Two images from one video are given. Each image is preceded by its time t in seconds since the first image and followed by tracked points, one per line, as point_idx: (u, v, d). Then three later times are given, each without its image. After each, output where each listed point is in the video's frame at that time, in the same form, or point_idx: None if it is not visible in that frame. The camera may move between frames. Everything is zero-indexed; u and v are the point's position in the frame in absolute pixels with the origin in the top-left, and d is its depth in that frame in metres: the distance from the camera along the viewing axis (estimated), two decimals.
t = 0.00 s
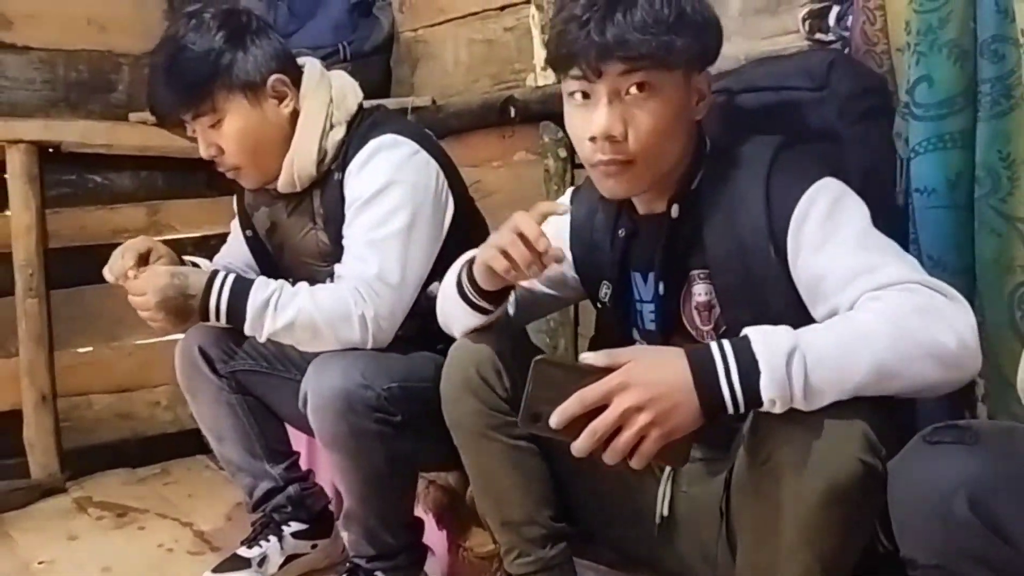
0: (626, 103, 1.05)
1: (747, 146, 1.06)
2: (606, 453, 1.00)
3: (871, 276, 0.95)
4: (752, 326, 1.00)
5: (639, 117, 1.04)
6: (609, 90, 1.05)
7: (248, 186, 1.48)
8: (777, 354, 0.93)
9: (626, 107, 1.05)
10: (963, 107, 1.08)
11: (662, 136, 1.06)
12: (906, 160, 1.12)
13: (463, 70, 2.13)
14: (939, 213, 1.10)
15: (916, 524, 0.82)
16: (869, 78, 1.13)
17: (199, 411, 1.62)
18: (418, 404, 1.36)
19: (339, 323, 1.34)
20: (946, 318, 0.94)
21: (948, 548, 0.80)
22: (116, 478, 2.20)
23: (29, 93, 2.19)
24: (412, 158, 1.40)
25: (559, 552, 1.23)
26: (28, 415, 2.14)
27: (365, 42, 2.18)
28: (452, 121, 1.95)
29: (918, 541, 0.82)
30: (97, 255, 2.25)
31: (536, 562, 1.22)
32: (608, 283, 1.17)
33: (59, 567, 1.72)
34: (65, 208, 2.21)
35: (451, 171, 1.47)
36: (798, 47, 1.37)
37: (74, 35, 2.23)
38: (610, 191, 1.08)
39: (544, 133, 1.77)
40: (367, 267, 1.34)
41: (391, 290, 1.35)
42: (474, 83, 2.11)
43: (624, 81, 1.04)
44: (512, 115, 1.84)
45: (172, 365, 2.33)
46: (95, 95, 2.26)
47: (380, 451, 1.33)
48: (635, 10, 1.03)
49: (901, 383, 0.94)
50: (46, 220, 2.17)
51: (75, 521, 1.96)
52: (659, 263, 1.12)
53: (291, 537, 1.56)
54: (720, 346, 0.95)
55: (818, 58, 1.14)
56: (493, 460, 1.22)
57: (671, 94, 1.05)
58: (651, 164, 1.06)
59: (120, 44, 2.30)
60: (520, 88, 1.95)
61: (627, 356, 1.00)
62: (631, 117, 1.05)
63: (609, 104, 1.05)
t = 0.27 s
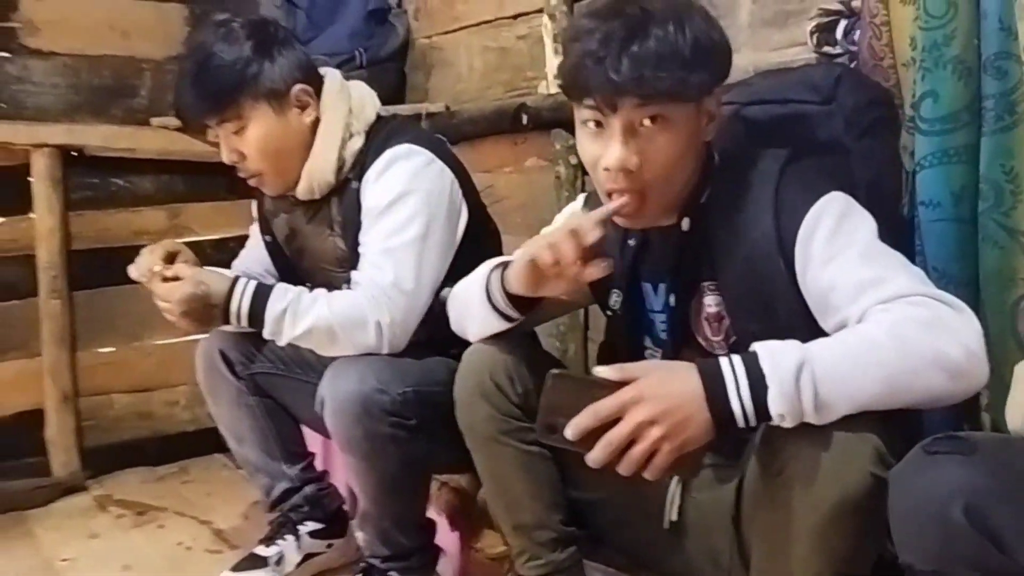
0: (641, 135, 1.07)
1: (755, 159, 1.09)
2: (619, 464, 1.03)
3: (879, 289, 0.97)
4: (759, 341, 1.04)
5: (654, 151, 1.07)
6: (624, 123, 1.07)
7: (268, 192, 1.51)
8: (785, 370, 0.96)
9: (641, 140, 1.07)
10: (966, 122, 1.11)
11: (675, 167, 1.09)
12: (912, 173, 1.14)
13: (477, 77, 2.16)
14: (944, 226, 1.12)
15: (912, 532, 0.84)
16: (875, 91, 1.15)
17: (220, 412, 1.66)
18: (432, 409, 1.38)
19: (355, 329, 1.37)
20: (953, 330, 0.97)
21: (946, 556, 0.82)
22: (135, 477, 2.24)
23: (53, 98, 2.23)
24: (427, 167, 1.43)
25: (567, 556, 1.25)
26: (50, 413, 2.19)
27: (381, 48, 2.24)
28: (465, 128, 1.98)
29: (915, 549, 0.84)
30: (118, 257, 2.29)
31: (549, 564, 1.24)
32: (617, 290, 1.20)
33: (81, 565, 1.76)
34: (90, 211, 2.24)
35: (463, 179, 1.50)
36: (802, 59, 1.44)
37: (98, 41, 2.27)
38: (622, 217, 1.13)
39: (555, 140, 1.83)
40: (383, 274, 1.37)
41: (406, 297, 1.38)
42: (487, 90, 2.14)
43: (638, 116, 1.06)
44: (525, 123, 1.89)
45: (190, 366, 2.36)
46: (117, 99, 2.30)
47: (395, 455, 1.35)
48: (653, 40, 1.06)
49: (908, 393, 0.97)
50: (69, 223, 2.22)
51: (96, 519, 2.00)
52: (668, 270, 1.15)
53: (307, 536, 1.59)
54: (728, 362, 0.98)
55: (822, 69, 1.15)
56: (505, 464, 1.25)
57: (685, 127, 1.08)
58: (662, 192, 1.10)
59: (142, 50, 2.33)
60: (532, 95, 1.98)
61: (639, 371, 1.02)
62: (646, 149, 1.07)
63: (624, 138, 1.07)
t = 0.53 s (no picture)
0: (672, 153, 1.06)
1: (773, 164, 1.12)
2: (647, 467, 1.05)
3: (904, 306, 0.99)
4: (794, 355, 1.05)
5: (681, 170, 1.06)
6: (654, 142, 1.05)
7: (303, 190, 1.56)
8: (813, 387, 0.98)
9: (670, 158, 1.06)
10: (976, 132, 1.16)
11: (704, 182, 1.08)
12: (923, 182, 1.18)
13: (504, 78, 2.20)
14: (955, 233, 1.17)
15: (909, 526, 0.90)
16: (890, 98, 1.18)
17: (255, 405, 1.72)
18: (460, 404, 1.43)
19: (386, 327, 1.42)
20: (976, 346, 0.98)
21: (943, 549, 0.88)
22: (171, 466, 2.30)
23: (93, 98, 2.30)
24: (457, 170, 1.47)
25: (587, 547, 1.32)
26: (89, 403, 2.26)
27: (409, 51, 2.28)
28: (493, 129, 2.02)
29: (914, 544, 0.90)
30: (156, 253, 2.35)
31: (570, 555, 1.31)
32: (644, 292, 1.21)
33: (119, 552, 1.81)
34: (130, 208, 2.31)
35: (491, 181, 1.53)
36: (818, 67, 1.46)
37: (136, 42, 2.34)
38: (652, 227, 1.13)
39: (579, 142, 1.89)
40: (413, 274, 1.42)
41: (435, 296, 1.42)
42: (513, 91, 2.18)
43: (667, 135, 1.05)
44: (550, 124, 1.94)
45: (225, 359, 2.43)
46: (154, 99, 2.37)
47: (422, 448, 1.40)
48: (689, 58, 1.04)
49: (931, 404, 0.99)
50: (109, 220, 2.28)
51: (133, 507, 2.06)
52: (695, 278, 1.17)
53: (338, 526, 1.65)
54: (762, 376, 1.01)
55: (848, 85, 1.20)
56: (528, 461, 1.28)
57: (716, 144, 1.07)
58: (691, 205, 1.10)
59: (179, 51, 2.39)
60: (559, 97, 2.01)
61: (674, 378, 1.04)
62: (674, 166, 1.06)
63: (652, 156, 1.06)
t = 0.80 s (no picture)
0: (676, 172, 1.12)
1: (800, 160, 1.16)
2: (677, 460, 1.07)
3: (924, 301, 1.01)
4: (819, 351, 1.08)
5: (683, 190, 1.12)
6: (659, 162, 1.12)
7: (348, 182, 1.62)
8: (835, 380, 1.00)
9: (676, 175, 1.12)
10: (991, 132, 1.20)
11: (713, 194, 1.13)
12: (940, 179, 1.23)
13: (541, 74, 2.25)
14: (972, 228, 1.21)
15: (918, 507, 0.93)
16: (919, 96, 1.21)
17: (298, 388, 1.79)
18: (496, 389, 1.48)
19: (425, 313, 1.48)
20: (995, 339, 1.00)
21: (948, 529, 0.91)
22: (217, 448, 2.39)
23: (145, 91, 2.38)
24: (494, 164, 1.53)
25: (617, 526, 1.38)
26: (139, 385, 2.34)
27: (452, 45, 2.34)
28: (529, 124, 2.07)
29: (919, 522, 0.93)
30: (204, 241, 2.43)
31: (600, 534, 1.38)
32: (670, 288, 1.28)
33: (167, 527, 1.88)
34: (179, 197, 2.39)
35: (528, 174, 1.59)
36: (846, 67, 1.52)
37: (187, 37, 2.41)
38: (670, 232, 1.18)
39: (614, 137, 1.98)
40: (452, 263, 1.48)
41: (473, 284, 1.48)
42: (551, 87, 2.23)
43: (668, 158, 1.11)
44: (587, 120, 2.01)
45: (269, 345, 2.51)
46: (204, 93, 2.45)
47: (459, 430, 1.46)
48: (693, 84, 1.09)
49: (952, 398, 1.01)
50: (160, 208, 2.36)
51: (181, 486, 2.14)
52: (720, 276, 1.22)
53: (378, 505, 1.72)
54: (785, 372, 1.03)
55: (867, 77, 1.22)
56: (557, 443, 1.35)
57: (722, 166, 1.12)
58: (701, 216, 1.15)
59: (228, 45, 2.47)
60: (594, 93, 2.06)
61: (703, 374, 1.06)
62: (678, 184, 1.13)
63: (659, 174, 1.12)
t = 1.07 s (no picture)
0: (688, 165, 1.18)
1: (826, 153, 1.20)
2: (705, 443, 1.10)
3: (938, 290, 1.06)
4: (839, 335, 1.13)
5: (695, 182, 1.18)
6: (672, 154, 1.18)
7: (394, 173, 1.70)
8: (856, 366, 1.05)
9: (688, 167, 1.18)
10: (1010, 128, 1.24)
11: (723, 188, 1.19)
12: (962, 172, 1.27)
13: (581, 66, 2.30)
14: (991, 221, 1.25)
15: (930, 479, 0.99)
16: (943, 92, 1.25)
17: (344, 368, 1.87)
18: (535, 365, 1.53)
19: (465, 296, 1.55)
20: (1009, 327, 1.04)
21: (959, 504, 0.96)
22: (265, 426, 2.48)
23: (199, 80, 2.47)
24: (532, 154, 1.59)
25: (648, 503, 1.42)
26: (191, 364, 2.44)
27: (495, 37, 2.42)
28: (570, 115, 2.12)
29: (935, 496, 0.98)
30: (253, 226, 2.52)
31: (630, 510, 1.42)
32: (693, 279, 1.35)
33: (218, 499, 1.97)
34: (231, 183, 2.47)
35: (565, 164, 1.64)
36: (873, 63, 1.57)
37: (239, 28, 2.50)
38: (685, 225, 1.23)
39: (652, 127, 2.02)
40: (490, 248, 1.55)
41: (511, 269, 1.54)
42: (590, 79, 2.28)
43: (678, 151, 1.17)
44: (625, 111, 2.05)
45: (315, 327, 2.58)
46: (255, 83, 2.53)
47: (496, 408, 1.53)
48: (702, 80, 1.15)
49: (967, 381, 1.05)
50: (212, 194, 2.45)
51: (231, 461, 2.23)
52: (743, 265, 1.28)
53: (419, 481, 1.79)
54: (809, 358, 1.07)
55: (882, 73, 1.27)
56: (590, 421, 1.41)
57: (733, 160, 1.17)
58: (713, 209, 1.21)
59: (278, 37, 2.55)
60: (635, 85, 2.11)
61: (730, 359, 1.09)
62: (690, 177, 1.18)
63: (671, 166, 1.18)
